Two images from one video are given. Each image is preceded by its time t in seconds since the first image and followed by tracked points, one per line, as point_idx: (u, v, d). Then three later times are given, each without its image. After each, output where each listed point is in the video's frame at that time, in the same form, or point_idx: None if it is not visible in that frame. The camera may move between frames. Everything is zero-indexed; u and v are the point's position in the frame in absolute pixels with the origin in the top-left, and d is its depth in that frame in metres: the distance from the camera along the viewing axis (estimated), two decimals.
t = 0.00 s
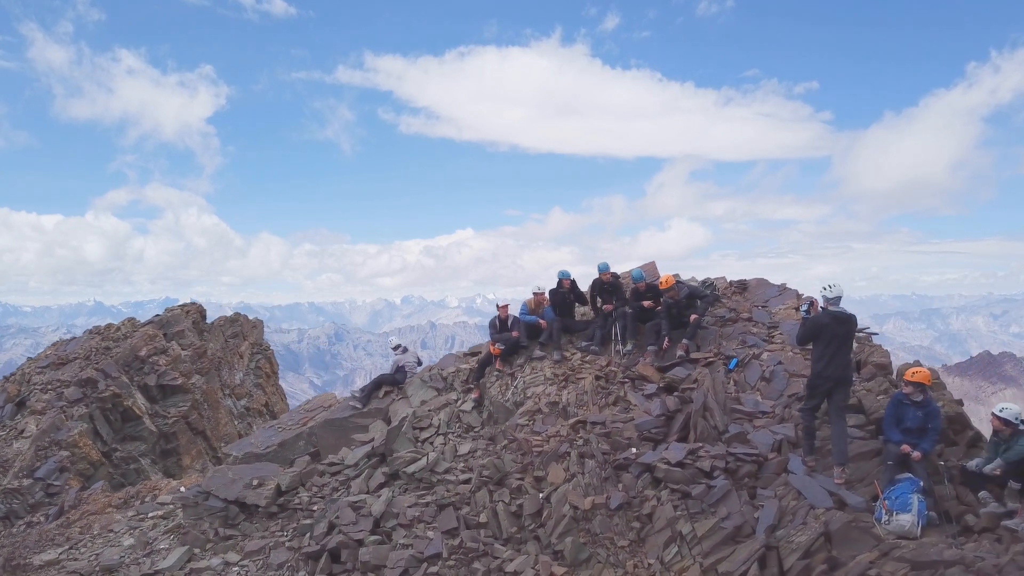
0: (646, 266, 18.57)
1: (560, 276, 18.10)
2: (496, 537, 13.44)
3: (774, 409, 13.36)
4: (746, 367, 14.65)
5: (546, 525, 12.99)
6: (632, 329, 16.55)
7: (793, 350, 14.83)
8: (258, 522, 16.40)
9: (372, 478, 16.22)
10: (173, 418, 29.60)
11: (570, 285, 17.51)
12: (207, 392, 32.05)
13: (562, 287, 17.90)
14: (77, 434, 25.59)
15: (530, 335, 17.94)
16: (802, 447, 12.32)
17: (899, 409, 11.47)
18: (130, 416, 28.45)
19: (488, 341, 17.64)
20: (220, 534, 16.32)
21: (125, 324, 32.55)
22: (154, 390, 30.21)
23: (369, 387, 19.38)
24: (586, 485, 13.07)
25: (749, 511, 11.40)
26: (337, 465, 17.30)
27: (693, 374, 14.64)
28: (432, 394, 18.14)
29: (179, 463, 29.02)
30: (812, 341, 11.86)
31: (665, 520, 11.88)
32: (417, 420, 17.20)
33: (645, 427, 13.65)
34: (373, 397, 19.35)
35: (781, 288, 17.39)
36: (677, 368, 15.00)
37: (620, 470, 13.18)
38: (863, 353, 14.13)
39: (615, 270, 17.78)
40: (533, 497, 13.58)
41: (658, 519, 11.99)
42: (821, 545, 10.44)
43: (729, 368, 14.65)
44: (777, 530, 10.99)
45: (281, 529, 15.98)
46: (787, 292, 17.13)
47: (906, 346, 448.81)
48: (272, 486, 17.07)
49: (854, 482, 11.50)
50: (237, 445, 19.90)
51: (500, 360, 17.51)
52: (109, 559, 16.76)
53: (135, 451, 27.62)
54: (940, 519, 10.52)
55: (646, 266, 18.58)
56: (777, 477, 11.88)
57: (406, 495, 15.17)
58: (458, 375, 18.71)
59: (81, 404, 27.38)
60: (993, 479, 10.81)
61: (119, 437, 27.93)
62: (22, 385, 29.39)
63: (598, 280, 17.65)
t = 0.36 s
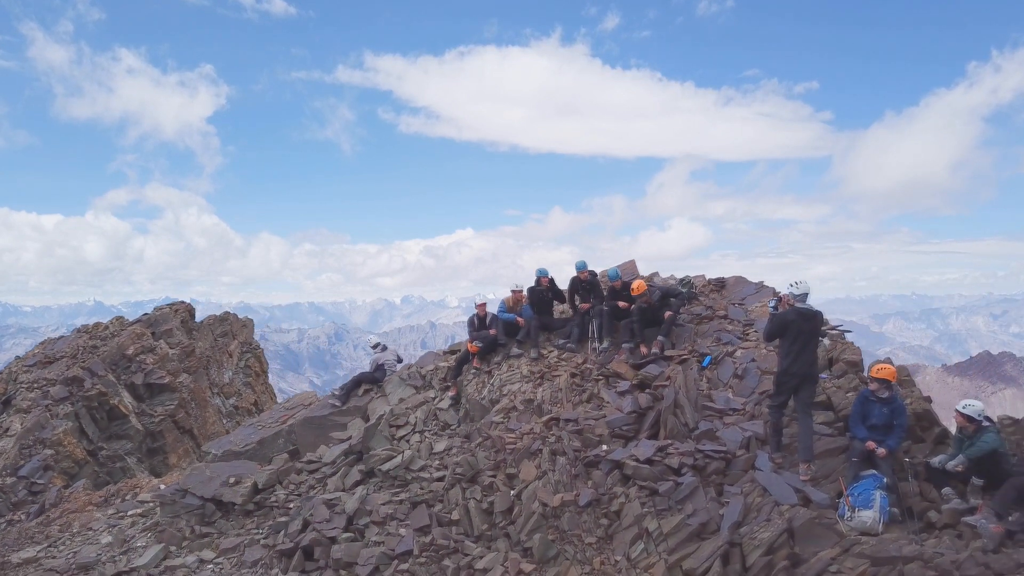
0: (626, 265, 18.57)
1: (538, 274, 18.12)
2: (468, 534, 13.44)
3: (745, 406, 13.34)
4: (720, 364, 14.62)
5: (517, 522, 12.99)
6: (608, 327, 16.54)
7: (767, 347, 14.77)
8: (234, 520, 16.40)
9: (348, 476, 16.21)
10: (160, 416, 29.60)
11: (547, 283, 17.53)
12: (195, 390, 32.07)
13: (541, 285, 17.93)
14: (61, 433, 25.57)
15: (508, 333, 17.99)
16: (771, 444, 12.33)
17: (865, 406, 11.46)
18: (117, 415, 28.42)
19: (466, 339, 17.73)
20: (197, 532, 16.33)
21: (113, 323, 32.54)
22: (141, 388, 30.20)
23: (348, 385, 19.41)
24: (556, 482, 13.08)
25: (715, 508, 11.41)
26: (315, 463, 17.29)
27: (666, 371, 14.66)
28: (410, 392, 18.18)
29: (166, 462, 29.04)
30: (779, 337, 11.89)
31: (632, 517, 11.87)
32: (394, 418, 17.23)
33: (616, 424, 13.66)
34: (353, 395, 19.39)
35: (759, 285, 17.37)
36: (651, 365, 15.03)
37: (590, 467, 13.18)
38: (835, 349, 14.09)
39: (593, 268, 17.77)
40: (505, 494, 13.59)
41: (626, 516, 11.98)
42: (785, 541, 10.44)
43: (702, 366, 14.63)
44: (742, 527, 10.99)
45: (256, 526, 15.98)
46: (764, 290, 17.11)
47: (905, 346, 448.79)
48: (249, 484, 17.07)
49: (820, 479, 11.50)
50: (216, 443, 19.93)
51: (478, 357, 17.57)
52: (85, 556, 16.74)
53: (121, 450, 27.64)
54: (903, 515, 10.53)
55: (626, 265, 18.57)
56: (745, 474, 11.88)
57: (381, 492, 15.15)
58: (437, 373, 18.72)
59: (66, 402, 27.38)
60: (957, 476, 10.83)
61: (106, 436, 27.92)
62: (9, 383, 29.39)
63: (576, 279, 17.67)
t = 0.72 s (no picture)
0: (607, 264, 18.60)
1: (519, 273, 18.16)
2: (442, 532, 13.45)
3: (720, 404, 13.32)
4: (696, 363, 14.63)
5: (490, 520, 13.01)
6: (587, 326, 16.60)
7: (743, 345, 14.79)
8: (213, 518, 16.42)
9: (327, 474, 16.21)
10: (148, 415, 29.61)
11: (527, 281, 17.56)
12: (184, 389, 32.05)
13: (521, 283, 17.98)
14: (47, 432, 25.56)
15: (488, 332, 18.06)
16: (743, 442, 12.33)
17: (835, 404, 11.46)
18: (104, 414, 28.38)
19: (446, 338, 17.80)
20: (176, 531, 16.35)
21: (103, 322, 32.54)
22: (129, 388, 30.19)
23: (330, 384, 19.47)
24: (529, 480, 13.10)
25: (685, 507, 11.42)
26: (295, 462, 17.29)
27: (642, 370, 14.71)
28: (391, 391, 18.25)
29: (154, 461, 29.04)
30: (749, 336, 11.87)
31: (603, 515, 11.88)
32: (373, 417, 17.26)
33: (591, 423, 13.68)
34: (334, 394, 19.43)
35: (738, 285, 17.37)
36: (627, 364, 15.08)
37: (564, 465, 13.19)
38: (810, 348, 14.10)
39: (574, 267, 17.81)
40: (479, 493, 13.61)
41: (597, 514, 12.00)
42: (752, 539, 10.44)
43: (678, 364, 14.66)
44: (710, 525, 11.01)
45: (235, 525, 15.99)
46: (744, 289, 17.12)
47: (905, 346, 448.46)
48: (228, 482, 17.10)
49: (790, 477, 11.51)
50: (198, 442, 20.00)
51: (458, 356, 17.64)
52: (64, 554, 16.72)
53: (108, 449, 27.62)
54: (870, 513, 10.55)
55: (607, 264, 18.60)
56: (716, 472, 11.89)
57: (358, 491, 15.16)
58: (418, 372, 18.77)
59: (54, 402, 27.38)
60: (924, 474, 10.86)
61: (93, 435, 27.91)
62: None
63: (556, 278, 17.70)
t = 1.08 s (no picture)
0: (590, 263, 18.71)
1: (502, 273, 18.28)
2: (420, 531, 13.48)
3: (696, 402, 13.37)
4: (675, 362, 14.68)
5: (467, 519, 13.05)
6: (569, 325, 16.66)
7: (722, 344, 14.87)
8: (196, 517, 16.47)
9: (309, 473, 16.24)
10: (138, 415, 29.65)
11: (510, 281, 17.68)
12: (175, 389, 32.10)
13: (504, 284, 18.14)
14: (36, 431, 25.57)
15: (471, 332, 18.17)
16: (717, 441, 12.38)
17: (808, 403, 11.50)
18: (95, 413, 28.39)
19: (429, 338, 17.89)
20: (158, 529, 16.40)
21: (94, 322, 32.58)
22: (120, 387, 30.24)
23: (315, 384, 19.60)
24: (506, 479, 13.15)
25: (658, 505, 11.46)
26: (278, 461, 17.33)
27: (621, 369, 14.78)
28: (374, 391, 18.39)
29: (144, 461, 29.08)
30: (724, 335, 11.88)
31: (578, 513, 11.92)
32: (356, 417, 17.33)
33: (568, 421, 13.74)
34: (319, 393, 19.55)
35: (720, 284, 17.44)
36: (607, 364, 15.15)
37: (541, 464, 13.24)
38: (788, 347, 14.14)
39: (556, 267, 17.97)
40: (457, 491, 13.66)
41: (572, 513, 12.03)
42: (722, 537, 10.48)
43: (657, 364, 14.72)
44: (682, 523, 11.06)
45: (217, 523, 16.04)
46: (726, 289, 17.18)
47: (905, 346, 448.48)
48: (211, 481, 17.17)
49: (763, 475, 11.55)
50: (184, 441, 20.23)
51: (441, 356, 17.74)
52: (47, 553, 16.74)
53: (98, 448, 27.67)
54: (840, 511, 10.59)
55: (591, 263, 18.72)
56: (690, 471, 11.93)
57: (339, 490, 15.20)
58: (402, 372, 18.85)
59: (43, 401, 27.43)
60: (894, 472, 10.90)
61: (83, 435, 27.95)
62: None
63: (539, 278, 17.83)
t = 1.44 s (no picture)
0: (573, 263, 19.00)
1: (488, 272, 18.44)
2: (402, 528, 13.57)
3: (675, 401, 13.49)
4: (656, 360, 14.80)
5: (447, 516, 13.15)
6: (553, 324, 16.76)
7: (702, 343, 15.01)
8: (182, 515, 16.58)
9: (294, 471, 16.34)
10: (131, 414, 29.76)
11: (495, 281, 17.74)
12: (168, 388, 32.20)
13: (489, 283, 18.23)
14: (28, 430, 25.67)
15: (456, 331, 18.33)
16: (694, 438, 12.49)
17: (783, 401, 11.60)
18: (87, 413, 28.49)
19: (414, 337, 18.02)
20: (145, 527, 16.51)
21: (87, 321, 32.72)
22: (112, 387, 30.34)
23: (301, 383, 19.78)
24: (486, 476, 13.26)
25: (633, 502, 11.57)
26: (264, 459, 17.42)
27: (602, 368, 14.92)
28: (360, 390, 18.58)
29: (136, 460, 29.18)
30: (700, 334, 11.95)
31: (555, 511, 12.02)
32: (341, 415, 17.46)
33: (549, 419, 13.86)
34: (306, 392, 19.73)
35: (703, 283, 17.57)
36: (589, 362, 15.29)
37: (521, 461, 13.35)
38: (767, 346, 14.26)
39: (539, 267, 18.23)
40: (438, 489, 13.77)
41: (549, 510, 12.13)
42: (695, 533, 10.60)
43: (638, 362, 14.84)
44: (656, 520, 11.16)
45: (203, 521, 16.15)
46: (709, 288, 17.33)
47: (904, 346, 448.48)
48: (198, 480, 17.30)
49: (737, 473, 11.66)
50: (172, 439, 20.47)
51: (426, 355, 17.89)
52: (35, 550, 16.74)
53: (90, 447, 27.77)
54: (812, 508, 10.70)
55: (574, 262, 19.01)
56: (666, 468, 12.04)
57: (323, 488, 15.30)
58: (388, 371, 19.00)
59: (35, 400, 27.53)
60: (866, 470, 11.02)
61: (75, 434, 28.05)
62: None
63: (523, 278, 18.05)
